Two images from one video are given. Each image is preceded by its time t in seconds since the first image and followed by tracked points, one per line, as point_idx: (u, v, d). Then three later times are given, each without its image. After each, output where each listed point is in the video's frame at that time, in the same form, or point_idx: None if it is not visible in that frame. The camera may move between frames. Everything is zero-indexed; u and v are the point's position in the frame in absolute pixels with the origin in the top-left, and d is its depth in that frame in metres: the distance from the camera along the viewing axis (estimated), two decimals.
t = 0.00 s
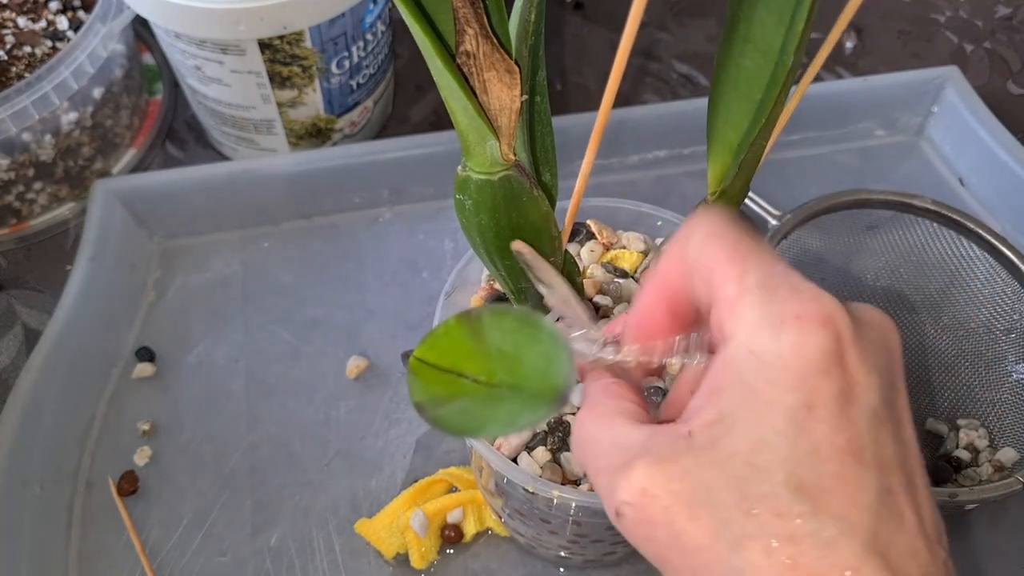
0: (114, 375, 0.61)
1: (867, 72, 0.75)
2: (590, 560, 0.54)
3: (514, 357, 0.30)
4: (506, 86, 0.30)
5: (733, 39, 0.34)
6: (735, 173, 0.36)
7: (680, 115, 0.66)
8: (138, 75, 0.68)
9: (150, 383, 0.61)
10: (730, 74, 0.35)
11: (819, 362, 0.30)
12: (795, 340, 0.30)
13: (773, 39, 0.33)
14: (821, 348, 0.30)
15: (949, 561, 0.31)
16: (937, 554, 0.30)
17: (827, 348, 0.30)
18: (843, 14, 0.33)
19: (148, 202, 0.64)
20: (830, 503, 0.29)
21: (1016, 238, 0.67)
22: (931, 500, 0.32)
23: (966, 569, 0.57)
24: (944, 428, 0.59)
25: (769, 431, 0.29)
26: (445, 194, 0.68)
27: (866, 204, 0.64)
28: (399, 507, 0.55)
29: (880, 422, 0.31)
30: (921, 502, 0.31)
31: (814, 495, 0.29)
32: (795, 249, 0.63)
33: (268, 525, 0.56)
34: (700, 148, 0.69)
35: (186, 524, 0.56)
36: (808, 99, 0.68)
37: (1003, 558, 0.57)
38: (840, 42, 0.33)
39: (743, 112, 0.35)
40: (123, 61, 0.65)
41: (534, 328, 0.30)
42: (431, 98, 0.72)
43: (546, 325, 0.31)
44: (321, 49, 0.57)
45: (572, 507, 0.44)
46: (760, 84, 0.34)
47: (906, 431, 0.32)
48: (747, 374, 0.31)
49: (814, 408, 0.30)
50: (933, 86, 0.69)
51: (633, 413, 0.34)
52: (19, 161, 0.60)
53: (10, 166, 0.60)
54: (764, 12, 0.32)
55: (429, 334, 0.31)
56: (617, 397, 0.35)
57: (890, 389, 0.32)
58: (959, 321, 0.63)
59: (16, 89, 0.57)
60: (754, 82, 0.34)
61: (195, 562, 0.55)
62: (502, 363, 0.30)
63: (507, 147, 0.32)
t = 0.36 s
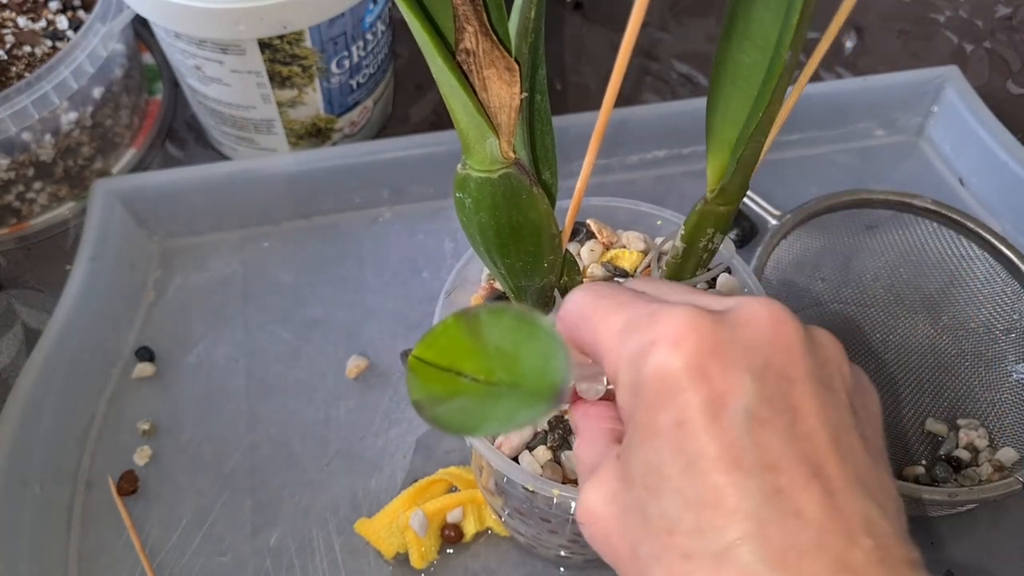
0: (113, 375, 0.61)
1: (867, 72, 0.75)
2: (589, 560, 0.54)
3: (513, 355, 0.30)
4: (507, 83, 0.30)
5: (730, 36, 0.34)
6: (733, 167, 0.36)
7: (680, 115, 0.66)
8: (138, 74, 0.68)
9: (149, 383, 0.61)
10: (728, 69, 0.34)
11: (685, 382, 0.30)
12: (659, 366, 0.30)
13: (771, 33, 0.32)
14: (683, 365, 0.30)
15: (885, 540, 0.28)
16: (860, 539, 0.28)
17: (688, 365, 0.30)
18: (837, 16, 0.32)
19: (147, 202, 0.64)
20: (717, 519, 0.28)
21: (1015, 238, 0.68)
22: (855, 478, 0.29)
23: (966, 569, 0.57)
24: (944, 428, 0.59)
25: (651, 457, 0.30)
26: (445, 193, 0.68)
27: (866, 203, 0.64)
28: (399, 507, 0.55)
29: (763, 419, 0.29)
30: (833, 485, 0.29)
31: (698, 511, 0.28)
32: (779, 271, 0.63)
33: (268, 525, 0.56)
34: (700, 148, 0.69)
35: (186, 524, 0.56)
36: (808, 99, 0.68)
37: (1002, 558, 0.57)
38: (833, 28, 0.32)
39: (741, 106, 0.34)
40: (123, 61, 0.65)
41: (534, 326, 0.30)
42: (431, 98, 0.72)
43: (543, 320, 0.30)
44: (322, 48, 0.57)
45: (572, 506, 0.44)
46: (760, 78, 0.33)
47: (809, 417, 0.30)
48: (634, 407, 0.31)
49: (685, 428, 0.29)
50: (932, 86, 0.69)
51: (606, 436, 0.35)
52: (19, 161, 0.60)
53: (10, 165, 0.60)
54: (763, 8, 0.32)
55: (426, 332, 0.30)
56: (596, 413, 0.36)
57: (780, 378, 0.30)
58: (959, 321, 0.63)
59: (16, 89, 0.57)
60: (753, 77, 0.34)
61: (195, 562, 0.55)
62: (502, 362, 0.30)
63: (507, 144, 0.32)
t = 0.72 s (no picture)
0: (114, 375, 0.61)
1: (867, 72, 0.75)
2: (590, 560, 0.54)
3: (514, 340, 0.31)
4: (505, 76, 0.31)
5: (739, 41, 0.33)
6: (743, 175, 0.36)
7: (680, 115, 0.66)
8: (138, 74, 0.68)
9: (150, 383, 0.61)
10: (735, 77, 0.34)
11: (691, 311, 0.31)
12: (659, 295, 0.31)
13: (781, 41, 0.32)
14: (684, 298, 0.31)
15: (908, 466, 0.29)
16: (879, 462, 0.29)
17: (692, 299, 0.31)
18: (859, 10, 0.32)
19: (148, 202, 0.64)
20: (731, 444, 0.29)
21: (1016, 239, 0.68)
22: (869, 403, 0.31)
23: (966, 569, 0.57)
24: (944, 428, 0.59)
25: (665, 388, 0.31)
26: (445, 193, 0.68)
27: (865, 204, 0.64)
28: (399, 507, 0.55)
29: (768, 343, 0.30)
30: (845, 408, 0.30)
31: (710, 434, 0.29)
32: (797, 249, 0.62)
33: (268, 525, 0.56)
34: (700, 148, 0.69)
35: (186, 524, 0.56)
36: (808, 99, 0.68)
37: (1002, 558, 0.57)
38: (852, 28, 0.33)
39: (750, 115, 0.34)
40: (123, 61, 0.65)
41: (533, 304, 0.31)
42: (432, 98, 0.72)
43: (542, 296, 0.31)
44: (322, 48, 0.57)
45: (572, 507, 0.44)
46: (771, 87, 0.33)
47: (811, 346, 0.31)
48: (640, 346, 0.32)
49: (694, 358, 0.30)
50: (933, 86, 0.69)
51: (608, 408, 0.37)
52: (20, 161, 0.60)
53: (10, 165, 0.60)
54: (774, 16, 0.32)
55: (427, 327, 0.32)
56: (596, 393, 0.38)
57: (782, 308, 0.32)
58: (959, 321, 0.63)
59: (16, 89, 0.57)
60: (761, 85, 0.33)
61: (195, 562, 0.55)
62: (502, 347, 0.32)
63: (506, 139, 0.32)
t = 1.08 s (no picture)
0: (113, 375, 0.61)
1: (867, 71, 0.75)
2: (589, 560, 0.54)
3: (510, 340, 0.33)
4: (504, 70, 0.30)
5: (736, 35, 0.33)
6: (738, 167, 0.35)
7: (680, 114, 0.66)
8: (137, 74, 0.68)
9: (149, 383, 0.61)
10: (733, 69, 0.34)
11: (714, 354, 0.31)
12: (676, 327, 0.32)
13: (777, 32, 0.32)
14: (705, 339, 0.31)
15: (921, 503, 0.29)
16: (890, 499, 0.29)
17: (712, 339, 0.31)
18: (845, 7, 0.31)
19: (147, 202, 0.64)
20: (749, 486, 0.29)
21: (1016, 239, 0.68)
22: (891, 444, 0.30)
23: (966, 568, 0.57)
24: (944, 428, 0.59)
25: (686, 426, 0.31)
26: (445, 193, 0.68)
27: (865, 203, 0.64)
28: (398, 507, 0.55)
29: (790, 388, 0.30)
30: (864, 448, 0.30)
31: (732, 475, 0.29)
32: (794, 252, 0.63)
33: (267, 525, 0.56)
34: (700, 148, 0.69)
35: (185, 524, 0.56)
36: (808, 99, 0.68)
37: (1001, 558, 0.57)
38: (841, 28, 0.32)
39: (746, 107, 0.34)
40: (122, 61, 0.65)
41: (527, 309, 0.33)
42: (431, 97, 0.72)
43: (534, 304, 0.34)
44: (321, 48, 0.57)
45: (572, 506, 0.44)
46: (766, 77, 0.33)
47: (831, 389, 0.31)
48: (661, 378, 0.33)
49: (715, 400, 0.30)
50: (932, 86, 0.69)
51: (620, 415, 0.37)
52: (18, 161, 0.60)
53: (8, 164, 0.60)
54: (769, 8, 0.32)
55: (425, 327, 0.33)
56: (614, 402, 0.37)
57: (804, 347, 0.32)
58: (958, 320, 0.63)
59: (15, 89, 0.57)
60: (757, 75, 0.33)
61: (194, 562, 0.55)
62: (499, 349, 0.33)
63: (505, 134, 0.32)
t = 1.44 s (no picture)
0: (112, 374, 0.61)
1: (868, 71, 0.75)
2: (589, 560, 0.54)
3: (510, 341, 0.28)
4: (501, 75, 0.30)
5: (735, 38, 0.33)
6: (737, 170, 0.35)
7: (680, 114, 0.66)
8: (137, 74, 0.68)
9: (149, 383, 0.61)
10: (732, 72, 0.34)
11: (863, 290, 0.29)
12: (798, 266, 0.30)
13: (775, 35, 0.32)
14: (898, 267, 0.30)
15: None
16: None
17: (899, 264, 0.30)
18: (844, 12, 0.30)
19: (148, 202, 0.64)
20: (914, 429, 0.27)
21: (1016, 238, 0.67)
22: None
23: (966, 567, 0.57)
24: (944, 428, 0.59)
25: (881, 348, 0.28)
26: (445, 193, 0.68)
27: (865, 202, 0.64)
28: (398, 507, 0.55)
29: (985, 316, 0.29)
30: None
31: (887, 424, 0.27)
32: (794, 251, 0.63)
33: (268, 525, 0.56)
34: (700, 148, 0.69)
35: (185, 524, 0.56)
36: (808, 99, 0.68)
37: (1001, 557, 0.57)
38: (840, 27, 0.31)
39: (745, 109, 0.34)
40: (122, 61, 0.65)
41: (529, 308, 0.27)
42: (431, 97, 0.72)
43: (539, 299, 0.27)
44: (321, 48, 0.57)
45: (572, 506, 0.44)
46: (765, 81, 0.33)
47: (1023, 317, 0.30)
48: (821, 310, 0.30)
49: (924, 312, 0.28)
50: (932, 86, 0.69)
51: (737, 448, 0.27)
52: (18, 160, 0.60)
53: (9, 164, 0.60)
54: (767, 11, 0.31)
55: (428, 326, 0.30)
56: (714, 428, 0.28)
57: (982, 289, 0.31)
58: (960, 320, 0.63)
59: (15, 88, 0.57)
60: (756, 79, 0.33)
61: (194, 562, 0.55)
62: (498, 349, 0.28)
63: (503, 139, 0.32)
